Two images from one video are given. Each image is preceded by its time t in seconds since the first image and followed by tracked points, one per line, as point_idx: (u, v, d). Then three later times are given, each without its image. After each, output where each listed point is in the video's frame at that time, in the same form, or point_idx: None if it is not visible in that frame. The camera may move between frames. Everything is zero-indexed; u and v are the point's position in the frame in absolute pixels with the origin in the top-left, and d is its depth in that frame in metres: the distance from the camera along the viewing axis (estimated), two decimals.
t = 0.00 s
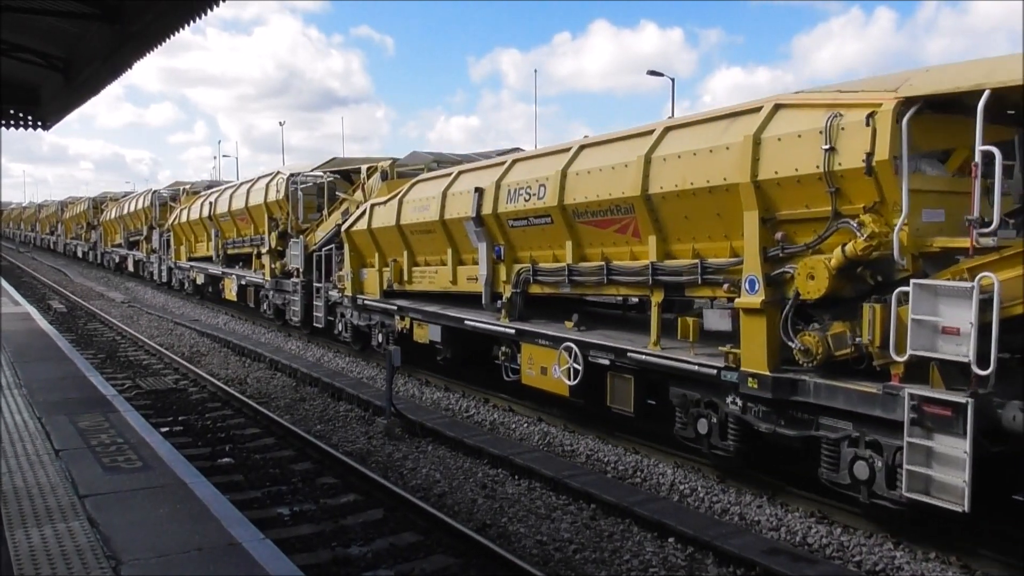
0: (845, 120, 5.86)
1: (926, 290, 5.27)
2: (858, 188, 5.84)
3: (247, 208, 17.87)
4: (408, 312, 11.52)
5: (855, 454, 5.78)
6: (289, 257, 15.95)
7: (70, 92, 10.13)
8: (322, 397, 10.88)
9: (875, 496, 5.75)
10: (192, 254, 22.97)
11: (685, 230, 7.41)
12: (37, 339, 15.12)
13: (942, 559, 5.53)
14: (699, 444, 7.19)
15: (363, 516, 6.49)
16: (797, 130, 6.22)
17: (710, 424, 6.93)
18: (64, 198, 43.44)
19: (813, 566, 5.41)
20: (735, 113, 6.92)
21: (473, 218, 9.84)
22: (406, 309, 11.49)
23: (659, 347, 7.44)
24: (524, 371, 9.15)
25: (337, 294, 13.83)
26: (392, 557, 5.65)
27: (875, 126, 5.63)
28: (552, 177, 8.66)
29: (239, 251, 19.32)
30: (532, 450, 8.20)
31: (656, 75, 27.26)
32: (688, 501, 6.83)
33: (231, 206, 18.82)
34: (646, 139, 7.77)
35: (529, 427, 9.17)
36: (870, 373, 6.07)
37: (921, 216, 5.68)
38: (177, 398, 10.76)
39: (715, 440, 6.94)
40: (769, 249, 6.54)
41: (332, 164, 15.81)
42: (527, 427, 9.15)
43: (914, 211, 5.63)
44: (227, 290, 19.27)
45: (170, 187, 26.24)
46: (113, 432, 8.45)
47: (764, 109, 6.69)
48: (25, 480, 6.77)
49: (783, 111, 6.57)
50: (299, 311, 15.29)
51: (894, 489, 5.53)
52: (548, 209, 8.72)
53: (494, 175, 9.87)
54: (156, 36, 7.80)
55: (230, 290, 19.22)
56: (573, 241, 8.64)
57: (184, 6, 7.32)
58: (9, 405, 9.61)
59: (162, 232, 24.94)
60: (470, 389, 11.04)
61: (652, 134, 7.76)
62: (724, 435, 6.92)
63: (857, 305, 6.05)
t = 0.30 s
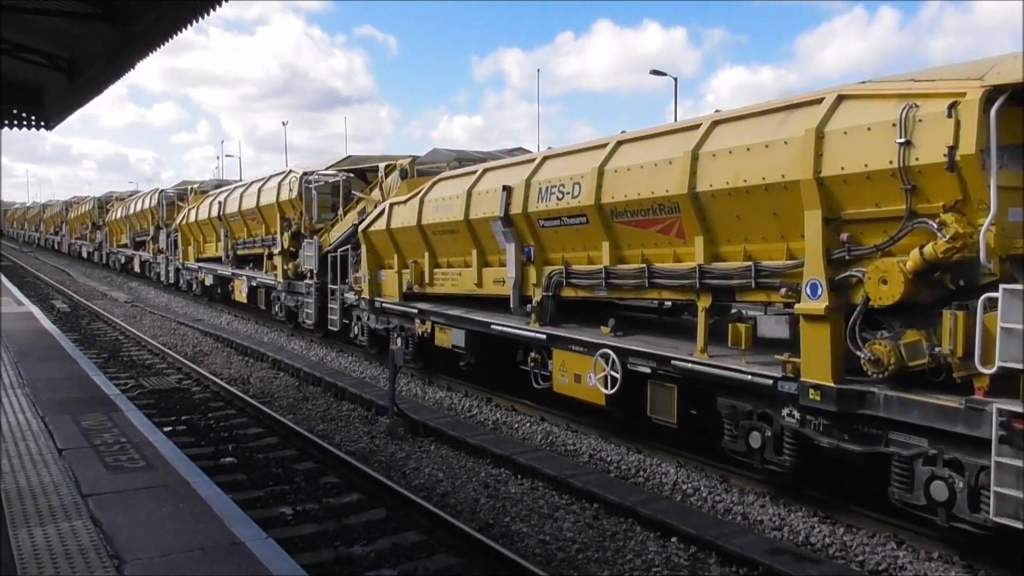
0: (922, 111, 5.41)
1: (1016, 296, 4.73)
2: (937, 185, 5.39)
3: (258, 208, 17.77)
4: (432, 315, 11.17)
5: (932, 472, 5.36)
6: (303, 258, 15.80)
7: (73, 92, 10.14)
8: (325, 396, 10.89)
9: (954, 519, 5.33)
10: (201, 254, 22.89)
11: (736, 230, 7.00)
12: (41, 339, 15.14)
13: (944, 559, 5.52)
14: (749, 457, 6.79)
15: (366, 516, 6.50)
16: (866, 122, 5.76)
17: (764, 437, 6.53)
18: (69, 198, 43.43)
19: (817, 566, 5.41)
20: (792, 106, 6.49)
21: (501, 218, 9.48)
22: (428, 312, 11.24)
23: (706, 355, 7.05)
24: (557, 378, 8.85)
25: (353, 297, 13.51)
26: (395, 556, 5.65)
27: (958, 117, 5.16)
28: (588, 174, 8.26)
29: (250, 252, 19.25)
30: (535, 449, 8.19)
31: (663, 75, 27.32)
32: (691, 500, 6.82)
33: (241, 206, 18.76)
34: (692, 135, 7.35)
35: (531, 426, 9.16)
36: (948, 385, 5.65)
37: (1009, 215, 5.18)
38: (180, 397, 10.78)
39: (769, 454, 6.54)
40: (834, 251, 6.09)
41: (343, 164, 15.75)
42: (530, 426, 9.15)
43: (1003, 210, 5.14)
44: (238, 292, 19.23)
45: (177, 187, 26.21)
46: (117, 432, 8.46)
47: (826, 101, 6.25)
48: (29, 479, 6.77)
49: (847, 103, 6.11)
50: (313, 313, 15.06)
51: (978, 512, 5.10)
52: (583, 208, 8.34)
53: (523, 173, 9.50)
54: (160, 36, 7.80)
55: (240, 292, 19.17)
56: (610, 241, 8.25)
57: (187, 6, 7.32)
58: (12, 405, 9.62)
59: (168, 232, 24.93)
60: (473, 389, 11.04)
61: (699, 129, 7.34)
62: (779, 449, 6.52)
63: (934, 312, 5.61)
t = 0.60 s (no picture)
0: None
1: None
2: None
3: (270, 209, 17.60)
4: (457, 322, 10.59)
5: None
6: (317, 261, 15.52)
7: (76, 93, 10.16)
8: (327, 397, 10.90)
9: None
10: (209, 256, 22.73)
11: (802, 233, 6.39)
12: (43, 340, 15.18)
13: (947, 561, 5.50)
14: (817, 479, 6.18)
15: (368, 518, 6.50)
16: (957, 114, 5.12)
17: (834, 456, 5.92)
18: (73, 199, 43.39)
19: (819, 568, 5.40)
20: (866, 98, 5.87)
21: (535, 220, 8.88)
22: (453, 318, 10.71)
23: (767, 368, 6.44)
24: (596, 391, 8.30)
25: (371, 302, 12.97)
26: (397, 558, 5.66)
27: None
28: (631, 174, 7.67)
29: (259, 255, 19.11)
30: (536, 450, 8.21)
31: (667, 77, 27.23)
32: (693, 502, 6.82)
33: (251, 207, 18.59)
34: (750, 130, 6.75)
35: (533, 428, 9.17)
36: None
37: None
38: (182, 399, 10.79)
39: (840, 476, 5.91)
40: (918, 256, 5.45)
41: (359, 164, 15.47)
42: (532, 428, 9.17)
43: None
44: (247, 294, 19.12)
45: (183, 188, 26.15)
46: (119, 433, 8.47)
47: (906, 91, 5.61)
48: (32, 480, 6.79)
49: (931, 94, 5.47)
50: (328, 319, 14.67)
51: None
52: (626, 210, 7.74)
53: (558, 172, 8.92)
54: (163, 38, 7.81)
55: (250, 295, 19.05)
56: (655, 245, 7.66)
57: (189, 8, 7.33)
58: (14, 405, 9.64)
59: (173, 233, 24.87)
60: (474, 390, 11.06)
61: (757, 124, 6.74)
62: (851, 471, 5.90)
63: None
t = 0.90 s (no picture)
0: None
1: None
2: None
3: (282, 209, 17.23)
4: (484, 328, 10.08)
5: None
6: (332, 262, 15.09)
7: (79, 93, 10.17)
8: (330, 398, 10.89)
9: None
10: (218, 257, 22.46)
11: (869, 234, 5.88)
12: (47, 339, 15.19)
13: (951, 563, 5.49)
14: (886, 500, 5.70)
15: (371, 518, 6.49)
16: None
17: (908, 477, 5.43)
18: (79, 199, 43.30)
19: (823, 569, 5.39)
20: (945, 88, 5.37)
21: (568, 221, 8.34)
22: (477, 323, 10.22)
23: (829, 378, 5.96)
24: (635, 401, 7.79)
25: (390, 305, 12.45)
26: (399, 558, 5.66)
27: None
28: (677, 171, 7.17)
29: (269, 256, 18.84)
30: (539, 451, 8.19)
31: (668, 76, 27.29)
32: (696, 503, 6.81)
33: (263, 207, 18.19)
34: (810, 124, 6.25)
35: (535, 428, 9.16)
36: None
37: None
38: (184, 399, 10.78)
39: (914, 498, 5.43)
40: (1007, 259, 4.95)
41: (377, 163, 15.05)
42: (535, 428, 9.15)
43: None
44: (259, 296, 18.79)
45: (190, 188, 26.05)
46: (122, 433, 8.46)
47: (994, 79, 5.10)
48: (34, 480, 6.79)
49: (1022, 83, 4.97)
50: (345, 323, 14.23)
51: None
52: (670, 210, 7.23)
53: (594, 169, 8.38)
54: (166, 38, 7.82)
55: (262, 297, 18.75)
56: (702, 247, 7.15)
57: (192, 8, 7.34)
58: (17, 405, 9.65)
59: (180, 233, 24.77)
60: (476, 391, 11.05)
61: (818, 117, 6.24)
62: (927, 493, 5.41)
63: None
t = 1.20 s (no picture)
0: None
1: None
2: None
3: (294, 210, 16.85)
4: (513, 335, 9.55)
5: None
6: (348, 266, 14.54)
7: (80, 94, 10.18)
8: (331, 399, 10.88)
9: None
10: (225, 259, 22.23)
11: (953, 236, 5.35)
12: (48, 341, 15.19)
13: (952, 563, 5.47)
14: (977, 529, 5.18)
15: (372, 520, 6.49)
16: None
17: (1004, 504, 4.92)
18: (82, 200, 43.15)
19: (824, 569, 5.38)
20: None
21: (609, 223, 7.82)
22: (506, 330, 9.67)
23: (910, 395, 5.40)
24: (684, 415, 7.26)
25: (411, 311, 11.94)
26: (401, 560, 5.65)
27: None
28: (733, 170, 6.64)
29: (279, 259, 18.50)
30: (540, 453, 8.18)
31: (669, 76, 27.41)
32: (697, 505, 6.80)
33: (274, 208, 17.89)
34: (885, 117, 5.71)
35: (537, 430, 9.15)
36: None
37: None
38: (186, 400, 10.77)
39: (1011, 528, 4.92)
40: None
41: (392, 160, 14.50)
42: (536, 430, 9.14)
43: None
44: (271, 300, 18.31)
45: (196, 188, 25.92)
46: (123, 435, 8.45)
47: None
48: (35, 482, 6.79)
49: None
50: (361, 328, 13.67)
51: None
52: (726, 210, 6.70)
53: (636, 167, 7.83)
54: (167, 39, 7.83)
55: (272, 301, 18.30)
56: (761, 249, 6.61)
57: (192, 10, 7.35)
58: (18, 407, 9.63)
59: (185, 235, 24.62)
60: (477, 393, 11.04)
61: (893, 110, 5.70)
62: None
63: None
